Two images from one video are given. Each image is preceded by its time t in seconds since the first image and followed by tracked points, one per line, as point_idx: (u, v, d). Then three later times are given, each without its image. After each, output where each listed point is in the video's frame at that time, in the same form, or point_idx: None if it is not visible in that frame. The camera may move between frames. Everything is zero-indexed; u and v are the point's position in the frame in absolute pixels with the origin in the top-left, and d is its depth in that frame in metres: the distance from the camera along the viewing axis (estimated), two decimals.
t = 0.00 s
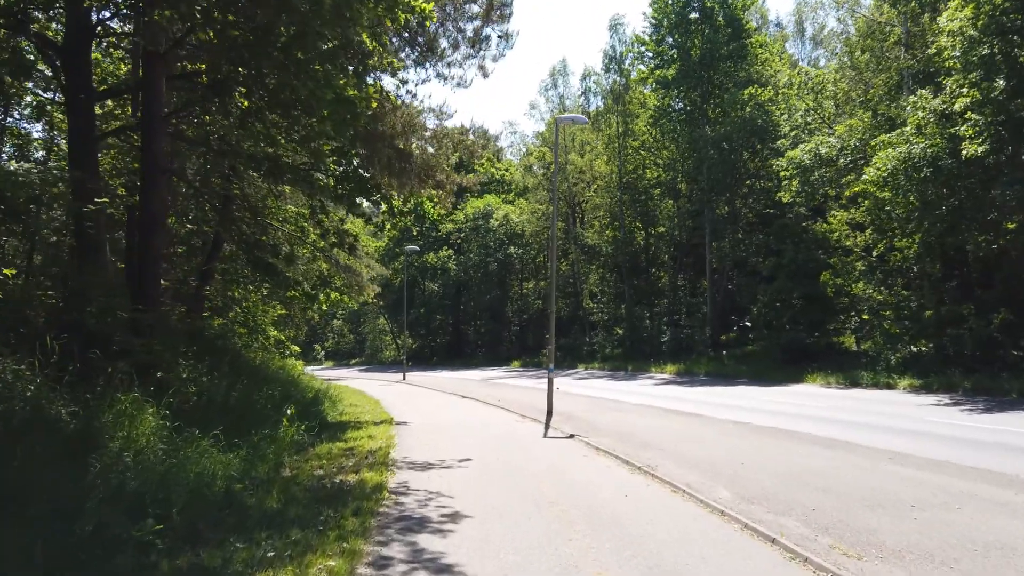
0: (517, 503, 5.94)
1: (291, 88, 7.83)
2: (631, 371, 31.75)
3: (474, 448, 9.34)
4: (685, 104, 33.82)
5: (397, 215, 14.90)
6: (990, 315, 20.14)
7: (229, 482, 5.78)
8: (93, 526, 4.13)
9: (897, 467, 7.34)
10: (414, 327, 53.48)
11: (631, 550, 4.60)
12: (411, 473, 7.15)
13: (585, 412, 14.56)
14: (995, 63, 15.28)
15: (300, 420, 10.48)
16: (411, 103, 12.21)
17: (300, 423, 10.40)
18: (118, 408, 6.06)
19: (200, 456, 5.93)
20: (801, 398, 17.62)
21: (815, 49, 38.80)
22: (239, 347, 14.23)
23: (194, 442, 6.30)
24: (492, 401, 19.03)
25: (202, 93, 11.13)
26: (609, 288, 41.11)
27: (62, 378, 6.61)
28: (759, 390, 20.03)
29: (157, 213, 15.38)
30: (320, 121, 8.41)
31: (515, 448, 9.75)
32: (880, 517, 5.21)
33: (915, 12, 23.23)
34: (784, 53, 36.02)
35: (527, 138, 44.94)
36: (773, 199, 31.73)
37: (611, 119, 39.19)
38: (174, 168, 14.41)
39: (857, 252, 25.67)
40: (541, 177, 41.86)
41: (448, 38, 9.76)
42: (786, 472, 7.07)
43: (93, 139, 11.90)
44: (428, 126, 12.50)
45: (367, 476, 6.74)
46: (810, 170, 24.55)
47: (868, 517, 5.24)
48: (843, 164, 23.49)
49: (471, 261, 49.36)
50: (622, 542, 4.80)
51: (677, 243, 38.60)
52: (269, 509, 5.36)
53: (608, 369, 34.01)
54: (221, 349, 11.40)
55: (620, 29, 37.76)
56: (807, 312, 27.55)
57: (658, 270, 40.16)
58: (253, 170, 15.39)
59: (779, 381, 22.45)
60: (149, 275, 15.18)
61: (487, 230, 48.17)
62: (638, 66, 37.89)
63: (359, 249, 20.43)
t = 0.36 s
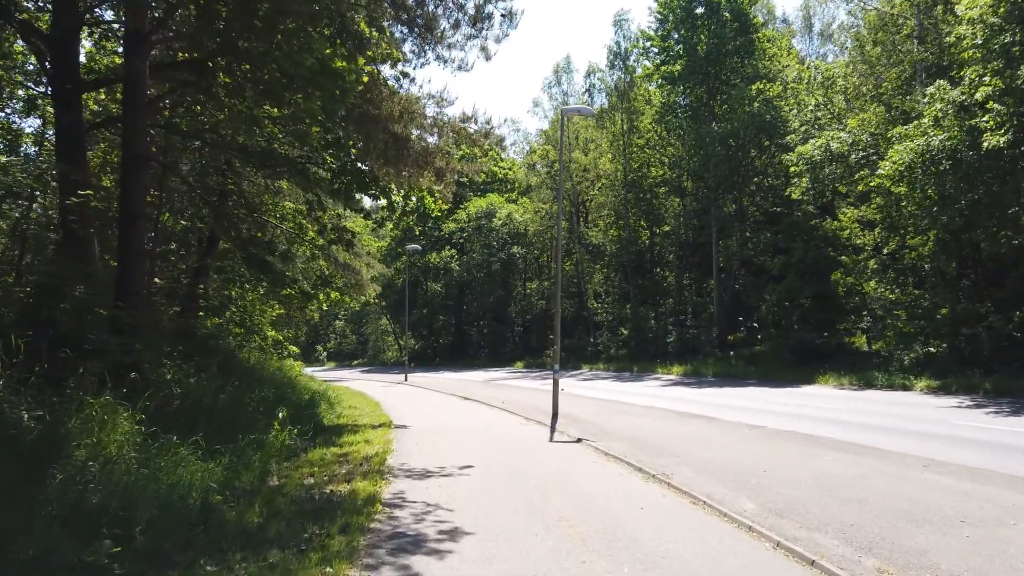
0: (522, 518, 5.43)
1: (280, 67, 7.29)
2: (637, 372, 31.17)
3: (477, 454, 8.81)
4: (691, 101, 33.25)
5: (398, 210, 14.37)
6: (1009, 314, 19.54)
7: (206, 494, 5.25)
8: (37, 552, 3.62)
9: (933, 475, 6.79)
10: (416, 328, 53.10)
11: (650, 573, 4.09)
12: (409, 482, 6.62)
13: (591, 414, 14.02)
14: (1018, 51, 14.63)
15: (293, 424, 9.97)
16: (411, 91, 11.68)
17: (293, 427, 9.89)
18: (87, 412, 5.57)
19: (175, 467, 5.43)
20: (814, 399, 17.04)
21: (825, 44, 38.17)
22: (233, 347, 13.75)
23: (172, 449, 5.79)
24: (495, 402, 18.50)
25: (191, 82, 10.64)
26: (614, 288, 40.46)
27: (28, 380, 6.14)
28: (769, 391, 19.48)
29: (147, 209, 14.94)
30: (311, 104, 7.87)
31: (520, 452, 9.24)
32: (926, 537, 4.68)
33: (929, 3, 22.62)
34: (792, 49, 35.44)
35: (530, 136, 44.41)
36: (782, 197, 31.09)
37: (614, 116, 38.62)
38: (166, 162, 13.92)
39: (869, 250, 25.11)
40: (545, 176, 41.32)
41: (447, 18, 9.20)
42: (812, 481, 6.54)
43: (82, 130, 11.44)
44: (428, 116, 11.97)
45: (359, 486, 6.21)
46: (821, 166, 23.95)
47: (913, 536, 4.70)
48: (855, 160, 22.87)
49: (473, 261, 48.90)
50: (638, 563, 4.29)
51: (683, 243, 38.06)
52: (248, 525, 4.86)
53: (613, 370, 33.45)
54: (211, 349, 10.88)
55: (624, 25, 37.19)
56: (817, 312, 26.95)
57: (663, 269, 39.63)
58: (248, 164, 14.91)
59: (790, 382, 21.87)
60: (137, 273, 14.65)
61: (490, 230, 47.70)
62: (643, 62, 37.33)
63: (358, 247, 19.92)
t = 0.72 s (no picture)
0: (539, 539, 4.96)
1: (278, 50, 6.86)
2: (647, 373, 30.67)
3: (486, 462, 8.35)
4: (701, 97, 32.68)
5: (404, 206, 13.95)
6: None
7: (193, 512, 4.79)
8: None
9: (981, 490, 6.28)
10: (423, 328, 52.69)
11: None
12: (416, 496, 6.17)
13: (603, 418, 13.54)
14: None
15: (295, 430, 9.54)
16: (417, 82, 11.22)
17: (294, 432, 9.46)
18: (67, 421, 5.15)
19: (161, 482, 4.98)
20: (833, 402, 16.49)
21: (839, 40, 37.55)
22: (235, 349, 13.34)
23: (159, 463, 5.35)
24: (504, 404, 18.04)
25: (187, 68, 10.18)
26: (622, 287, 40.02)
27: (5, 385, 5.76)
28: (785, 393, 18.94)
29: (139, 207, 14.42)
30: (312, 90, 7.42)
31: (532, 460, 8.77)
32: (995, 566, 4.18)
33: None
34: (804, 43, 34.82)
35: (538, 134, 43.91)
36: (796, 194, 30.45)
37: (623, 113, 38.08)
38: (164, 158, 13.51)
39: (886, 249, 24.56)
40: (553, 174, 40.77)
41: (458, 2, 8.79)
42: (852, 497, 6.04)
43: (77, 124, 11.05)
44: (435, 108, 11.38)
45: (362, 500, 5.75)
46: (837, 162, 23.35)
47: (980, 565, 4.20)
48: (873, 156, 22.31)
49: (481, 260, 48.47)
50: None
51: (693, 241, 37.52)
52: (239, 547, 4.42)
53: (624, 371, 32.91)
54: (209, 351, 10.46)
55: (634, 21, 36.65)
56: (832, 311, 26.34)
57: (673, 269, 39.07)
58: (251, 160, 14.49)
59: (806, 383, 21.29)
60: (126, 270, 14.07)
61: (498, 229, 47.23)
62: (652, 58, 36.79)
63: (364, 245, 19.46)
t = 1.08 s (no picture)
0: (562, 561, 4.46)
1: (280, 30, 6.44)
2: (661, 376, 30.07)
3: (500, 470, 7.89)
4: (716, 95, 32.09)
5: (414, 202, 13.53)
6: None
7: (179, 527, 4.36)
8: None
9: None
10: (434, 330, 52.23)
11: None
12: (425, 510, 5.68)
13: (620, 422, 13.04)
14: None
15: (298, 435, 9.11)
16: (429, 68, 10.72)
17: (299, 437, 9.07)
18: (45, 429, 4.72)
19: (145, 497, 4.55)
20: (859, 406, 15.88)
21: (857, 37, 36.78)
22: (239, 350, 12.94)
23: (146, 473, 4.92)
24: (516, 407, 17.55)
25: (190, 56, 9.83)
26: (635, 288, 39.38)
27: None
28: (807, 397, 18.33)
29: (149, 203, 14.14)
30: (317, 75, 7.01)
31: (547, 467, 8.29)
32: None
33: None
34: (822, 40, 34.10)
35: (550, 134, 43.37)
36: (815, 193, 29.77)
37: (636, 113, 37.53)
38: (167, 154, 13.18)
39: (908, 248, 23.96)
40: (565, 174, 40.22)
41: None
42: (906, 515, 5.48)
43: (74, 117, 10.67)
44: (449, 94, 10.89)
45: (366, 515, 5.28)
46: (859, 161, 22.70)
47: None
48: (897, 152, 21.68)
49: (492, 262, 48.01)
50: None
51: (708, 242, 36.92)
52: (229, 569, 3.96)
53: (637, 374, 32.31)
54: (212, 352, 10.05)
55: (647, 18, 36.10)
56: (853, 313, 25.67)
57: (687, 270, 38.43)
58: (258, 156, 14.12)
59: (828, 387, 20.64)
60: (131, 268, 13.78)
61: (509, 230, 46.74)
62: (666, 56, 36.20)
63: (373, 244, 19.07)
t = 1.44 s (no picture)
0: None
1: None
2: (671, 377, 29.47)
3: (505, 476, 7.39)
4: (725, 91, 31.52)
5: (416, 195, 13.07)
6: None
7: (143, 546, 3.85)
8: None
9: None
10: (439, 330, 51.72)
11: None
12: (424, 524, 5.15)
13: (631, 424, 12.51)
14: None
15: (292, 438, 8.63)
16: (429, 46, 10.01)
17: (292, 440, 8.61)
18: None
19: (107, 513, 4.06)
20: (878, 407, 15.32)
21: (868, 32, 36.11)
22: (235, 350, 12.47)
23: (112, 485, 4.43)
24: (522, 408, 17.07)
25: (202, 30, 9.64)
26: (643, 288, 38.78)
27: None
28: (823, 398, 17.77)
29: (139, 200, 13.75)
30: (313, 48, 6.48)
31: (557, 473, 7.78)
32: None
33: None
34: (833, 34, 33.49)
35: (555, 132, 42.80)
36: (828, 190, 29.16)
37: (644, 110, 36.95)
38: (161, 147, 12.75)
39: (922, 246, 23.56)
40: (571, 172, 39.69)
41: None
42: (960, 531, 4.93)
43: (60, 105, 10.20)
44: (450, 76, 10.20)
45: (358, 530, 4.76)
46: (874, 155, 22.09)
47: None
48: (915, 146, 21.09)
49: (497, 261, 47.50)
50: None
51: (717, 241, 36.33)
52: None
53: (645, 375, 31.69)
54: (203, 350, 9.57)
55: (655, 13, 35.53)
56: (867, 312, 25.05)
57: (695, 269, 37.85)
58: (255, 148, 13.68)
59: (844, 388, 20.04)
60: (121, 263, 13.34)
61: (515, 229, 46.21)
62: (674, 52, 35.63)
63: (375, 240, 18.62)
